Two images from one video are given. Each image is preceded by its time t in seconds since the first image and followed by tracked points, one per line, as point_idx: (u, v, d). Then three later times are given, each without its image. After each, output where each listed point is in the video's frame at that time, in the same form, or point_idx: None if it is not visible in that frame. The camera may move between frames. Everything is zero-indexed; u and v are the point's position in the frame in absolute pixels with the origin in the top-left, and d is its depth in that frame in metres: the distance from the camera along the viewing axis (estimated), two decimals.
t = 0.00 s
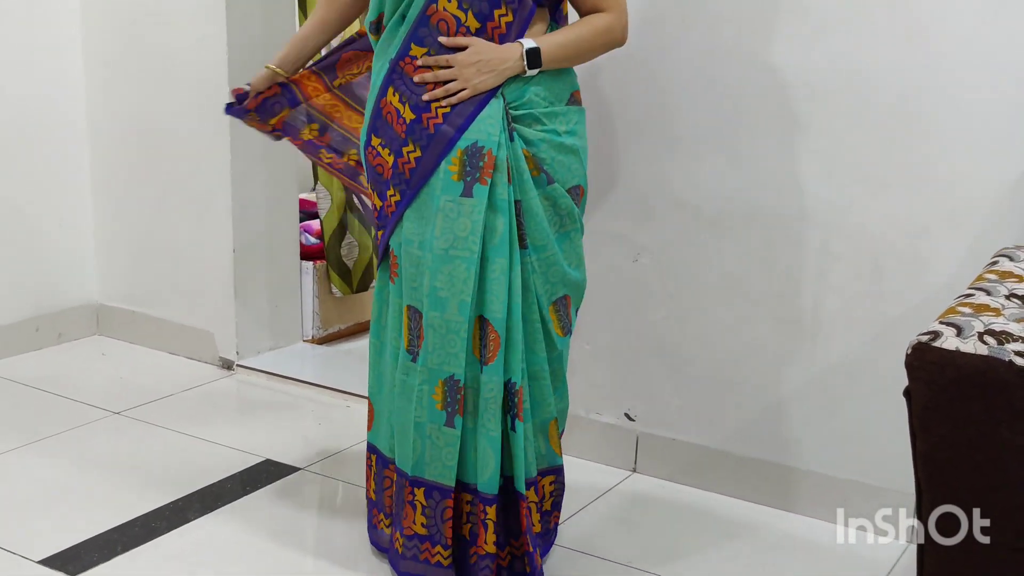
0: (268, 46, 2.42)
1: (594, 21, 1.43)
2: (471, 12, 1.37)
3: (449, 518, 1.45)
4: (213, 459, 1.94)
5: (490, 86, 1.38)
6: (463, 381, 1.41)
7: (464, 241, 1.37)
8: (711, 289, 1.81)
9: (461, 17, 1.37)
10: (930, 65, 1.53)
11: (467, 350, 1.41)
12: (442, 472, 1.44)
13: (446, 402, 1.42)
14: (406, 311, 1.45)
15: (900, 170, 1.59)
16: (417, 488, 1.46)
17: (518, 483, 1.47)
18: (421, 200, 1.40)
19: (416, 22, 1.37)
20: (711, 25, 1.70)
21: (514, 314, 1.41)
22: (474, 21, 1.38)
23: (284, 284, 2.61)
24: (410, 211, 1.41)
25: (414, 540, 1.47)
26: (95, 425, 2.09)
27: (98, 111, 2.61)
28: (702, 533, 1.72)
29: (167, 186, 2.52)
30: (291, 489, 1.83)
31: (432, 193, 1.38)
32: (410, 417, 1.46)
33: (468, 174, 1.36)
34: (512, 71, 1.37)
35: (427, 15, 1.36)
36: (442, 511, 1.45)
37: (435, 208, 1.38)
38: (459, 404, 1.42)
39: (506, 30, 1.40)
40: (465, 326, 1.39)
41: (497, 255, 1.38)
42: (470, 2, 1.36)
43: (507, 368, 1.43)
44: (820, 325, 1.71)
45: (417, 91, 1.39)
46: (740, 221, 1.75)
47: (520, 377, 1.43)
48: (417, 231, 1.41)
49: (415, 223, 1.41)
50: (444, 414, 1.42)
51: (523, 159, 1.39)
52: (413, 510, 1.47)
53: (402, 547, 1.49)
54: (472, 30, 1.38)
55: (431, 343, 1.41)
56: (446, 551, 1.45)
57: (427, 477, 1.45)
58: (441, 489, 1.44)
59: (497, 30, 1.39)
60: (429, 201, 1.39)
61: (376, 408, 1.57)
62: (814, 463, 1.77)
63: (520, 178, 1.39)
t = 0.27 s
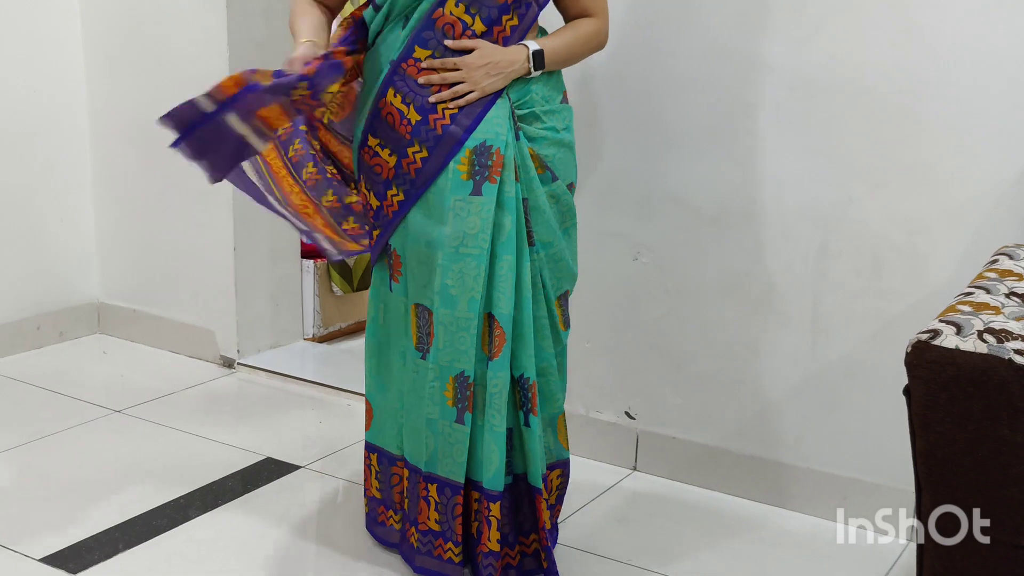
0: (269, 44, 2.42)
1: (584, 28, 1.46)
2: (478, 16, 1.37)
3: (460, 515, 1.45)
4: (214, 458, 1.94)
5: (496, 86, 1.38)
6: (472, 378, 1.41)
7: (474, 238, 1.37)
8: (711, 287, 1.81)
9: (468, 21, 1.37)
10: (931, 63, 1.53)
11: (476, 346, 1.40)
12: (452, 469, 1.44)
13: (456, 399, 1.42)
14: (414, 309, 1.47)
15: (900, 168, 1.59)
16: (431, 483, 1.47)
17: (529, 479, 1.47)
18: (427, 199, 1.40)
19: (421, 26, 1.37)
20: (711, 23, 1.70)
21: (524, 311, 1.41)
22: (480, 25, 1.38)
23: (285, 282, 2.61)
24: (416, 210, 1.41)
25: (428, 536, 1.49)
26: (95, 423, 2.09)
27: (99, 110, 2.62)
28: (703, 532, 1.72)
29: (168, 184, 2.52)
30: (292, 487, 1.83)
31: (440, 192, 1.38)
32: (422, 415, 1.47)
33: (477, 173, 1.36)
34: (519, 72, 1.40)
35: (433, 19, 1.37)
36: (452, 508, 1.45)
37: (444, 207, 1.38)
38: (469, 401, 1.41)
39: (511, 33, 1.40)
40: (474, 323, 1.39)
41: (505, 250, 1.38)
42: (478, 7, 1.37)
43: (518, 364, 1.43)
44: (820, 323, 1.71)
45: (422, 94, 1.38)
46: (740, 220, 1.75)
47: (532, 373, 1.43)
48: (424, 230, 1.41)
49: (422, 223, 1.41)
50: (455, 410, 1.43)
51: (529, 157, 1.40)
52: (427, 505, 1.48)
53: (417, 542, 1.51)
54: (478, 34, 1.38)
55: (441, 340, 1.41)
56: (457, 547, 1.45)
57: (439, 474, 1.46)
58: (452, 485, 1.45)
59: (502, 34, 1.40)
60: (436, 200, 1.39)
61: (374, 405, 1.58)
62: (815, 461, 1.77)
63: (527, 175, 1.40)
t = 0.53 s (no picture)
0: (269, 40, 2.42)
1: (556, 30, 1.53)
2: (506, 19, 1.41)
3: (489, 505, 1.48)
4: (214, 453, 1.94)
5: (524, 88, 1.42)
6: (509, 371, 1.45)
7: (510, 234, 1.41)
8: (711, 283, 1.81)
9: (497, 25, 1.41)
10: (931, 59, 1.52)
11: (513, 339, 1.45)
12: (485, 460, 1.48)
13: (492, 391, 1.46)
14: (445, 307, 1.49)
15: (901, 163, 1.58)
16: (462, 475, 1.50)
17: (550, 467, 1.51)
18: (460, 200, 1.44)
19: (454, 28, 1.39)
20: (711, 18, 1.70)
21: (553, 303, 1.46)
22: (508, 28, 1.42)
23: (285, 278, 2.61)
24: (448, 211, 1.45)
25: (455, 529, 1.51)
26: (96, 419, 2.09)
27: (99, 106, 2.61)
28: (703, 527, 1.72)
29: (168, 180, 2.52)
30: (292, 483, 1.83)
31: (474, 192, 1.42)
32: (455, 407, 1.51)
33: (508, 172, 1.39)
34: (538, 76, 1.44)
35: (466, 24, 1.39)
36: (483, 498, 1.48)
37: (478, 207, 1.43)
38: (506, 392, 1.45)
39: (526, 36, 1.45)
40: (513, 317, 1.43)
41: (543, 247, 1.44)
42: (505, 10, 1.40)
43: (547, 354, 1.47)
44: (820, 319, 1.71)
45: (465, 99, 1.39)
46: (740, 215, 1.75)
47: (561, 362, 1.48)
48: (456, 231, 1.46)
49: (453, 222, 1.45)
50: (489, 402, 1.46)
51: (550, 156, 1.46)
52: (456, 497, 1.51)
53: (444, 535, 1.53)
54: (504, 37, 1.42)
55: (478, 334, 1.46)
56: (485, 537, 1.48)
57: (471, 465, 1.50)
58: (483, 476, 1.48)
59: (521, 36, 1.44)
60: (470, 199, 1.43)
61: (383, 409, 1.55)
62: (814, 457, 1.77)
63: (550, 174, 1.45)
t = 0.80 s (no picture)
0: (268, 33, 2.41)
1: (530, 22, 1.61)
2: (518, 14, 1.50)
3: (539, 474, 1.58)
4: (214, 446, 1.95)
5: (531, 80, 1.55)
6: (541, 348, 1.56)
7: (534, 220, 1.54)
8: (710, 277, 1.81)
9: (512, 19, 1.50)
10: (932, 52, 1.52)
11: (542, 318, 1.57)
12: (528, 434, 1.57)
13: (525, 369, 1.56)
14: (474, 297, 1.55)
15: (900, 156, 1.58)
16: (505, 455, 1.57)
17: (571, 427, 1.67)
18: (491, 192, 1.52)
19: (482, 24, 1.46)
20: (711, 11, 1.69)
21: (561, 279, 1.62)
22: (519, 22, 1.51)
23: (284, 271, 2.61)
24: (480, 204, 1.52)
25: (508, 508, 1.58)
26: (95, 412, 2.09)
27: (98, 98, 2.61)
28: (702, 521, 1.72)
29: (167, 173, 2.52)
30: (291, 476, 1.84)
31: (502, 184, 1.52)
32: (491, 392, 1.57)
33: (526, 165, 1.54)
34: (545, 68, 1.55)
35: (491, 19, 1.47)
36: (533, 469, 1.58)
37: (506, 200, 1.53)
38: (540, 367, 1.57)
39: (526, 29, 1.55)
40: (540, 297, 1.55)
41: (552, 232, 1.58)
42: (517, 6, 1.49)
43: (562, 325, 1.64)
44: (819, 313, 1.71)
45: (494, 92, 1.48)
46: (740, 209, 1.75)
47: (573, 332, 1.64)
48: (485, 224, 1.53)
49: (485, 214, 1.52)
50: (527, 379, 1.57)
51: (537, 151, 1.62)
52: (501, 477, 1.57)
53: (495, 517, 1.58)
54: (517, 31, 1.51)
55: (510, 317, 1.55)
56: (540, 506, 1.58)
57: (513, 443, 1.57)
58: (530, 448, 1.57)
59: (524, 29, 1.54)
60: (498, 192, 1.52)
61: (418, 406, 1.56)
62: (813, 450, 1.77)
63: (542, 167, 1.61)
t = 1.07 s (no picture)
0: (266, 25, 2.40)
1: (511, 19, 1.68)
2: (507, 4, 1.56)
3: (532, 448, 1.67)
4: (212, 438, 1.95)
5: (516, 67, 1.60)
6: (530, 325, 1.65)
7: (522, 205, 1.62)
8: (708, 270, 1.81)
9: (502, 9, 1.55)
10: (933, 45, 1.51)
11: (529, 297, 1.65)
12: (522, 411, 1.65)
13: (516, 347, 1.64)
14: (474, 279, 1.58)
15: (900, 149, 1.58)
16: (503, 432, 1.64)
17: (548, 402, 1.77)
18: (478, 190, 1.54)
19: (475, 13, 1.51)
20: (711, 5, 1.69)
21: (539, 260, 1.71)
22: (507, 12, 1.57)
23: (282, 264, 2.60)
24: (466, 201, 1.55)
25: (507, 484, 1.65)
26: (93, 405, 2.09)
27: (95, 90, 2.60)
28: (700, 513, 1.72)
29: (165, 166, 2.51)
30: (290, 467, 1.84)
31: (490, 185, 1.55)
32: (492, 373, 1.62)
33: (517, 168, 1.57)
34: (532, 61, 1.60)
35: (483, 7, 1.52)
36: (527, 444, 1.66)
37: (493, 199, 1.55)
38: (528, 345, 1.65)
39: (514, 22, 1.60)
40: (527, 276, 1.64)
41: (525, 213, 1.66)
42: None
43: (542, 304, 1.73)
44: (818, 306, 1.71)
45: (485, 87, 1.49)
46: (738, 202, 1.75)
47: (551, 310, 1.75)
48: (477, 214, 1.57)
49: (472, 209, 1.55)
50: (518, 358, 1.64)
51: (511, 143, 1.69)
52: (500, 454, 1.64)
53: (494, 496, 1.64)
54: (507, 20, 1.57)
55: (507, 297, 1.62)
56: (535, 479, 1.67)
57: (508, 420, 1.64)
58: (523, 425, 1.65)
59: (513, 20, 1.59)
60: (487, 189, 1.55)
61: (423, 388, 1.59)
62: (811, 443, 1.77)
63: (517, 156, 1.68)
